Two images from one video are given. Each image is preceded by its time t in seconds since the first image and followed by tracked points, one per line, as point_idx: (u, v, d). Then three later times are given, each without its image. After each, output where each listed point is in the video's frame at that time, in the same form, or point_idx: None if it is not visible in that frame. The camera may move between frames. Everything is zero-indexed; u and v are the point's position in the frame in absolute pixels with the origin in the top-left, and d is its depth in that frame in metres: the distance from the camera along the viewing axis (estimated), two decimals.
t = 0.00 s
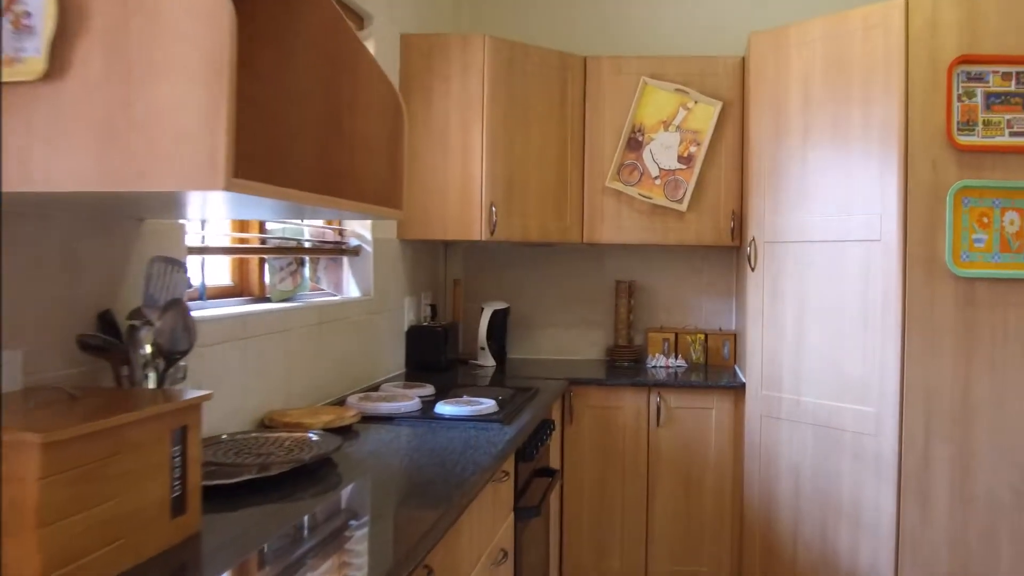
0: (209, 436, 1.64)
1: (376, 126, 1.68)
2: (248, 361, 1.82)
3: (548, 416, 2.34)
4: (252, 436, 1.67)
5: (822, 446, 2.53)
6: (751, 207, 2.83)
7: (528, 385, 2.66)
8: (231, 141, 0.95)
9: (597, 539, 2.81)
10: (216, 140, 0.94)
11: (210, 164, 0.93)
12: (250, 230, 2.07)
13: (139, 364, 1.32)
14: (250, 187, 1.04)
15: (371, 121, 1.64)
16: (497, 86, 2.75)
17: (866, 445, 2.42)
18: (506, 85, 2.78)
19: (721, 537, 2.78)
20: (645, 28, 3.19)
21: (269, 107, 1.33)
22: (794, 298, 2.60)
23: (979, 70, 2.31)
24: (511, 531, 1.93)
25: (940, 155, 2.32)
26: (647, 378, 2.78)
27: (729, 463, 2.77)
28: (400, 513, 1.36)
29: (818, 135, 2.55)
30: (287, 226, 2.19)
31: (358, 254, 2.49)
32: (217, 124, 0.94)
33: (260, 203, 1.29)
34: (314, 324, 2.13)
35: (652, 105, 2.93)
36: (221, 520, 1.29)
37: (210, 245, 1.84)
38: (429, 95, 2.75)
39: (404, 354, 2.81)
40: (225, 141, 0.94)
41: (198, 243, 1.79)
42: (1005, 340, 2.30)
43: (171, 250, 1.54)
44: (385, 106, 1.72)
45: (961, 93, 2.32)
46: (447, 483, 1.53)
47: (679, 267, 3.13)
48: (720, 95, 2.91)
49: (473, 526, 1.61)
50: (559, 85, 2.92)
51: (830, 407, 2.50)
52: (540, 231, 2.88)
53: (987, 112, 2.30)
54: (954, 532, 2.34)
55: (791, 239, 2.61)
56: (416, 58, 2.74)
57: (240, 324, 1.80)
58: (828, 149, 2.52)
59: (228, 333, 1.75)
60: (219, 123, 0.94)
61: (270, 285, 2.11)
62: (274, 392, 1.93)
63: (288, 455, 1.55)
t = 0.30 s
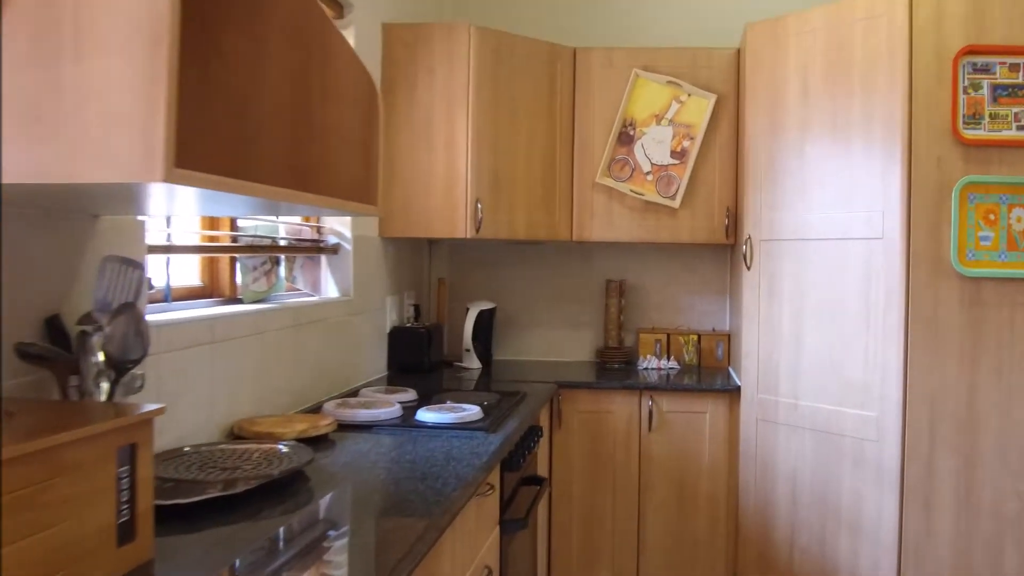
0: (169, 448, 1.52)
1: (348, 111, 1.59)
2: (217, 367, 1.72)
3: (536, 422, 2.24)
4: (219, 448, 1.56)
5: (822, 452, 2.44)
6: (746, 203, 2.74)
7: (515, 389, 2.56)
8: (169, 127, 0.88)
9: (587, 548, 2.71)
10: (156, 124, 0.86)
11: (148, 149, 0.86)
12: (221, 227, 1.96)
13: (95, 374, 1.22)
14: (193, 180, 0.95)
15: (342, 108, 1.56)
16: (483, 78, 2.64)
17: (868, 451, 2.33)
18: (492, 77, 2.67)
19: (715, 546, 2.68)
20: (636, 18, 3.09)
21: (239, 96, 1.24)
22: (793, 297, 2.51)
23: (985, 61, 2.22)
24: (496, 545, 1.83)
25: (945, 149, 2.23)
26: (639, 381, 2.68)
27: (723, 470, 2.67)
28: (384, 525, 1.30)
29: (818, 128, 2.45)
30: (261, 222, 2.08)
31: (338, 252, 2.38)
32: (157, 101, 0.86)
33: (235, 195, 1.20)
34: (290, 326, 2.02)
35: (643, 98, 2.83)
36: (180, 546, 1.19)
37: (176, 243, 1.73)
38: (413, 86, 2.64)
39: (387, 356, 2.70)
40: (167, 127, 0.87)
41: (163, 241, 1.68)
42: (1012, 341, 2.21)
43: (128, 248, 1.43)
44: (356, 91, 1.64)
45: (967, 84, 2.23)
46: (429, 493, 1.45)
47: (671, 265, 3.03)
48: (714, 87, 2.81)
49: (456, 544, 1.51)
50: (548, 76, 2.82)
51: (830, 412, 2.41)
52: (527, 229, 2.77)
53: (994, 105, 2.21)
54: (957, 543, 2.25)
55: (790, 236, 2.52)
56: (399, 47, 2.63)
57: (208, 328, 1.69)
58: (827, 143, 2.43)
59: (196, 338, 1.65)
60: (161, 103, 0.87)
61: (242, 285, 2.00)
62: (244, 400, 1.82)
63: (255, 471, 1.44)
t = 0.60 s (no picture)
0: (117, 461, 1.41)
1: (312, 95, 1.54)
2: (176, 371, 1.62)
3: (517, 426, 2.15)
4: (174, 459, 1.46)
5: (813, 457, 2.36)
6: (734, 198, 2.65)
7: (496, 392, 2.46)
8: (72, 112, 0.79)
9: (571, 556, 2.62)
10: (64, 105, 0.77)
11: (54, 141, 0.75)
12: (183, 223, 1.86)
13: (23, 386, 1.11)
14: (103, 165, 0.85)
15: (306, 92, 1.50)
16: (463, 69, 2.55)
17: (861, 456, 2.26)
18: (473, 67, 2.58)
19: (703, 553, 2.60)
20: (621, 9, 2.99)
21: (178, 86, 1.20)
22: (783, 296, 2.43)
23: (983, 52, 2.14)
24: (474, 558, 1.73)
25: (942, 143, 2.15)
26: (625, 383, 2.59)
27: (711, 474, 2.59)
28: (354, 536, 1.23)
29: (810, 120, 2.37)
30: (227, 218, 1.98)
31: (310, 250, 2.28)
32: (68, 80, 0.77)
33: (175, 193, 1.17)
34: (257, 327, 1.92)
35: (629, 90, 2.74)
36: (127, 569, 1.09)
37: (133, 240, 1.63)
38: (390, 77, 2.54)
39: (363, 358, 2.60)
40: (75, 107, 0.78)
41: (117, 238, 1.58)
42: (1011, 341, 2.14)
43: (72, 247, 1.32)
44: (319, 72, 1.58)
45: (964, 75, 2.15)
46: (398, 502, 1.37)
47: (658, 263, 2.94)
48: (702, 79, 2.72)
49: (430, 560, 1.42)
50: (530, 67, 2.72)
51: (822, 415, 2.33)
52: (509, 225, 2.68)
53: (992, 97, 2.13)
54: (955, 550, 2.17)
55: (780, 233, 2.43)
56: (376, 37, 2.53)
57: (165, 330, 1.59)
58: (819, 136, 2.34)
59: (150, 340, 1.55)
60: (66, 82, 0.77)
61: (207, 285, 1.89)
62: (204, 406, 1.71)
63: (210, 485, 1.34)
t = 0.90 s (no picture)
0: (39, 479, 1.28)
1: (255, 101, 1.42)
2: (115, 380, 1.50)
3: (490, 435, 2.03)
4: (104, 477, 1.34)
5: (804, 465, 2.24)
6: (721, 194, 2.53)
7: (470, 397, 2.34)
8: None
9: (550, 569, 2.50)
10: None
11: None
12: (129, 220, 1.75)
13: None
14: None
15: (253, 96, 1.41)
16: (437, 57, 2.42)
17: (854, 465, 2.14)
18: (447, 56, 2.45)
19: (688, 564, 2.49)
20: None
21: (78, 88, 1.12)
22: (772, 295, 2.31)
23: (982, 38, 2.03)
24: None
25: (939, 135, 2.03)
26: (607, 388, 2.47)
27: (696, 483, 2.47)
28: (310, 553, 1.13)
29: (800, 111, 2.25)
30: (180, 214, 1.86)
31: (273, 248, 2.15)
32: None
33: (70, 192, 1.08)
34: (209, 331, 1.80)
35: (611, 81, 2.62)
36: None
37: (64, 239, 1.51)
38: (359, 66, 2.42)
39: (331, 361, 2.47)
40: None
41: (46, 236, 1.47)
42: (1011, 343, 2.03)
43: None
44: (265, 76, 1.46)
45: (963, 64, 2.03)
46: (351, 521, 1.25)
47: (642, 262, 2.83)
48: (687, 70, 2.61)
49: None
50: (508, 56, 2.60)
51: (813, 421, 2.22)
52: (485, 222, 2.55)
53: (992, 86, 2.02)
54: (952, 565, 2.06)
55: (770, 230, 2.32)
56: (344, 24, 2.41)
57: (100, 336, 1.46)
58: (810, 128, 2.23)
59: (83, 349, 1.42)
60: None
61: (155, 284, 1.76)
62: (145, 417, 1.59)
63: (138, 507, 1.22)
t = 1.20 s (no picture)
0: None
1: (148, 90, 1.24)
2: (26, 395, 1.35)
3: (447, 448, 1.90)
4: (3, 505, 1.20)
5: (782, 477, 2.13)
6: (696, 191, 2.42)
7: (432, 405, 2.21)
8: None
9: None
10: None
11: None
12: (50, 219, 1.62)
13: None
14: None
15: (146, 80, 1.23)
16: (397, 45, 2.29)
17: (835, 477, 2.03)
18: (409, 44, 2.32)
19: None
20: None
21: None
22: (749, 296, 2.19)
23: (972, 25, 1.91)
24: None
25: (926, 127, 1.92)
26: (577, 394, 2.34)
27: (670, 494, 2.35)
28: None
29: (779, 102, 2.13)
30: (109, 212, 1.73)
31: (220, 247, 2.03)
32: None
33: None
34: (141, 338, 1.66)
35: (583, 72, 2.49)
36: None
37: None
38: (314, 55, 2.28)
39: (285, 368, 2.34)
40: None
41: None
42: (1001, 348, 1.92)
43: None
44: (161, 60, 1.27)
45: (951, 52, 1.92)
46: (271, 556, 1.12)
47: (615, 262, 2.71)
48: (661, 61, 2.49)
49: None
50: (474, 45, 2.47)
51: (792, 431, 2.10)
52: (449, 220, 2.43)
53: (982, 75, 1.91)
54: None
55: (747, 227, 2.19)
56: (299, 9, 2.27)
57: (10, 347, 1.32)
58: (789, 121, 2.11)
59: None
60: None
61: (82, 289, 1.63)
62: (89, 425, 1.51)
63: (34, 542, 1.08)
